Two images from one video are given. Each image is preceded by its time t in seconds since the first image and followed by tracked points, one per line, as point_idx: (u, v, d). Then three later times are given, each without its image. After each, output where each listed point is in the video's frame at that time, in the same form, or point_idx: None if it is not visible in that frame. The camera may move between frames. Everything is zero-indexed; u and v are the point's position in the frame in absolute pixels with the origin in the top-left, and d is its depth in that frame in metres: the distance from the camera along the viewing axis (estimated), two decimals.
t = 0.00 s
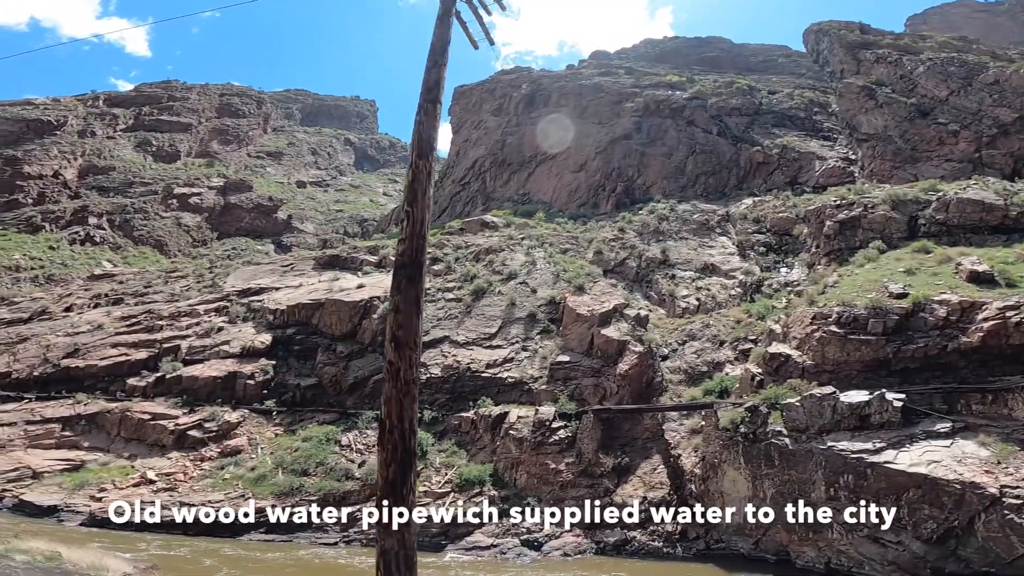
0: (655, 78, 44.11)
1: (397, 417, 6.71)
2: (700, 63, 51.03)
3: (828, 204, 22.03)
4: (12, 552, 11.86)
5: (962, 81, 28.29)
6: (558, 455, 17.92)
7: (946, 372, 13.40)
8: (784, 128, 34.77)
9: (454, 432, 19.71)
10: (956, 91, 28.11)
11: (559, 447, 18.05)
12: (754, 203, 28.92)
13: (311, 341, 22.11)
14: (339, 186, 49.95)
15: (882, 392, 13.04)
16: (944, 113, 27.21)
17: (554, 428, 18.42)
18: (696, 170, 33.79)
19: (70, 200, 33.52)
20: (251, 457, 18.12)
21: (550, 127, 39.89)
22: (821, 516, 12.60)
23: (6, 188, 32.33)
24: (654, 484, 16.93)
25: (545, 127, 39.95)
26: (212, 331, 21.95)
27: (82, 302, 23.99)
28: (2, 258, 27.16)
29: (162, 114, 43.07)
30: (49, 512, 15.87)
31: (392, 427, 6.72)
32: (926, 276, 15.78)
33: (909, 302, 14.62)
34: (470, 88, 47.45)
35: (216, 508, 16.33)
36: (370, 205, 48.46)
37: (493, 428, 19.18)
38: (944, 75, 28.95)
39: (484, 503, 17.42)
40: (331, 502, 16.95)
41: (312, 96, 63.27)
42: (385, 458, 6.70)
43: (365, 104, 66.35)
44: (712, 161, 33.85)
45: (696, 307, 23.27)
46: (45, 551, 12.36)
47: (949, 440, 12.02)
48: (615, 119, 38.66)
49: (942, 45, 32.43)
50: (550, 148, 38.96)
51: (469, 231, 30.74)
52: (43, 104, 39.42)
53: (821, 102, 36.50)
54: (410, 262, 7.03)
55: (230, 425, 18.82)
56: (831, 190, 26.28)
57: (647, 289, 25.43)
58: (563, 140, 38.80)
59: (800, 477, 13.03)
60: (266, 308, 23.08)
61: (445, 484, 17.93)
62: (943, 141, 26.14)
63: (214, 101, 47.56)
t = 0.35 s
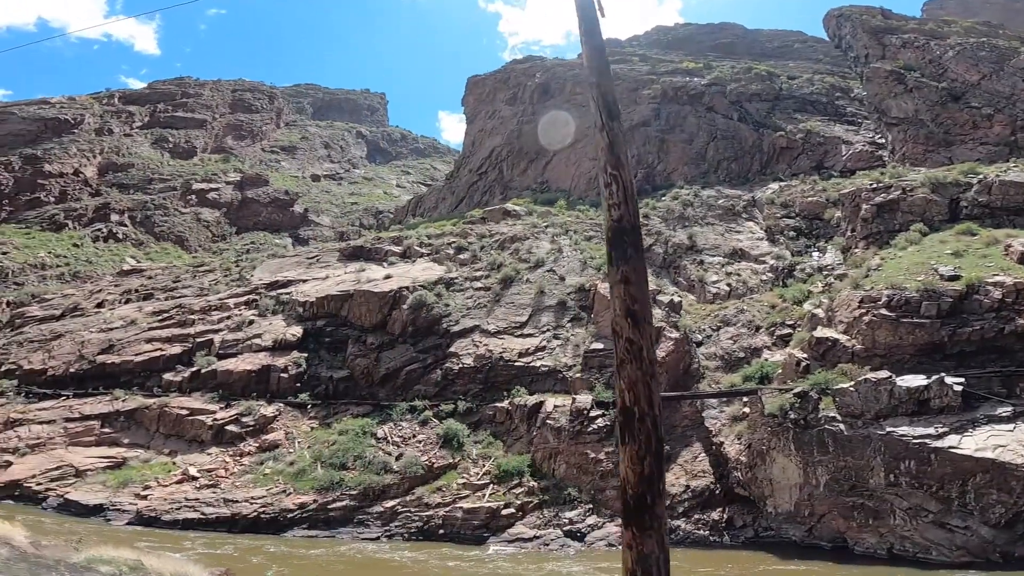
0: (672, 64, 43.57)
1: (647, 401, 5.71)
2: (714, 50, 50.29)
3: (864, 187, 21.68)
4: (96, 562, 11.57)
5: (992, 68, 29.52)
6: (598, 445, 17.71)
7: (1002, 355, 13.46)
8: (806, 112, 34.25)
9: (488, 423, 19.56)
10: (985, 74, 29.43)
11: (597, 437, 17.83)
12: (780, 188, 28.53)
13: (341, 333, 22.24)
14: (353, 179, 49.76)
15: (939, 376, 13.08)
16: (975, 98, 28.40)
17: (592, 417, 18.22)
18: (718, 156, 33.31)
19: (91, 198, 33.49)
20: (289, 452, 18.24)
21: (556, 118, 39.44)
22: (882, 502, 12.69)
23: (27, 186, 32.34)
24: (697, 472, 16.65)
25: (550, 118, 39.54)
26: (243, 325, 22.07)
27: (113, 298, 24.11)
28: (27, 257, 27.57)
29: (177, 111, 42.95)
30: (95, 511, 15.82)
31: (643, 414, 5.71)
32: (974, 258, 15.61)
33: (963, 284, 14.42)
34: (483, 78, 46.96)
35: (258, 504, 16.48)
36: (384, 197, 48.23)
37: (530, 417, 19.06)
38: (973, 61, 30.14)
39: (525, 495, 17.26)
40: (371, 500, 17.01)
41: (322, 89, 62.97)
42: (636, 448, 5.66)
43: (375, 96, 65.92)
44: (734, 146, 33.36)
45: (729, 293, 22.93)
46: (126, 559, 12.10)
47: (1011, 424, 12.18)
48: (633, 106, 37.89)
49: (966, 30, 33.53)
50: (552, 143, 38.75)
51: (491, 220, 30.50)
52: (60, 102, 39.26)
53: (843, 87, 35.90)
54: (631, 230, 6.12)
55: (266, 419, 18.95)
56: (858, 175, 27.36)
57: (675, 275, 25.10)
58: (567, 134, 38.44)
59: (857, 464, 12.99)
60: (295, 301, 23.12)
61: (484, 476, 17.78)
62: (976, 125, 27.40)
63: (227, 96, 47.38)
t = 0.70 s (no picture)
0: (687, 62, 43.32)
1: (962, 382, 3.81)
2: (727, 48, 50.01)
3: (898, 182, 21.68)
4: None
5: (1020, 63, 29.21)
6: (635, 445, 17.44)
7: None
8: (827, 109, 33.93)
9: (521, 424, 19.32)
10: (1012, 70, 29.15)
11: (635, 437, 17.56)
12: (804, 186, 28.30)
13: (368, 335, 22.07)
14: (366, 182, 49.70)
15: (997, 371, 12.89)
16: (1007, 96, 27.99)
17: (629, 417, 17.96)
18: (738, 154, 33.06)
19: (111, 204, 33.58)
20: (322, 456, 18.10)
21: (557, 117, 39.95)
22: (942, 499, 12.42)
23: (48, 192, 32.36)
24: (739, 472, 16.35)
25: (551, 117, 40.12)
26: (271, 328, 21.93)
27: (141, 302, 24.14)
28: (52, 261, 27.84)
29: (192, 116, 42.92)
30: (133, 518, 15.65)
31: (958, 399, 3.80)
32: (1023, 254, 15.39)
33: (1015, 280, 14.33)
34: (495, 79, 46.82)
35: (296, 509, 16.29)
36: (397, 200, 48.12)
37: (563, 419, 18.80)
38: (998, 57, 29.91)
39: (562, 497, 16.94)
40: (407, 504, 16.77)
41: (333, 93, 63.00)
42: (958, 447, 3.74)
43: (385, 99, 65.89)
44: (755, 145, 33.13)
45: (760, 292, 22.53)
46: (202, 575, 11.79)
47: None
48: (650, 105, 37.74)
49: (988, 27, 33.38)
50: (548, 143, 39.33)
51: (511, 221, 30.34)
52: (77, 108, 39.19)
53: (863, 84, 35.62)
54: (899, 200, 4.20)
55: (298, 423, 18.83)
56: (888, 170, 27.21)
57: (702, 273, 24.70)
58: (564, 136, 39.07)
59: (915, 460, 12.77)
60: (321, 304, 22.97)
61: (520, 478, 17.53)
62: (1007, 121, 27.08)
63: (241, 100, 47.33)
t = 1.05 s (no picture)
0: (707, 61, 43.01)
1: None
2: (746, 47, 49.59)
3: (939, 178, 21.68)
4: None
5: None
6: (677, 446, 17.04)
7: None
8: (854, 107, 33.54)
9: (557, 426, 19.04)
10: None
11: (677, 438, 17.15)
12: (835, 184, 27.97)
13: (400, 337, 21.86)
14: (383, 185, 49.61)
15: None
16: None
17: (670, 418, 17.51)
18: (764, 152, 32.68)
19: (138, 208, 33.70)
20: (359, 459, 17.87)
21: (563, 117, 40.38)
22: (1009, 496, 13.19)
23: (76, 197, 32.42)
24: (786, 472, 15.95)
25: (556, 117, 40.54)
26: (303, 330, 21.78)
27: (173, 304, 24.17)
28: (81, 265, 28.07)
29: (213, 120, 42.97)
30: (175, 522, 15.56)
31: None
32: None
33: None
34: (512, 80, 46.63)
35: (336, 514, 16.02)
36: (414, 202, 47.98)
37: (601, 419, 18.46)
38: None
39: (604, 498, 16.59)
40: (446, 507, 16.45)
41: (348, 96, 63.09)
42: None
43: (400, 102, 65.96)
44: (781, 143, 32.78)
45: (797, 291, 22.11)
46: None
47: None
48: (672, 105, 37.37)
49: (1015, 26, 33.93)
50: (555, 143, 39.61)
51: (536, 221, 30.12)
52: (101, 112, 39.29)
53: (889, 81, 35.28)
54: None
55: (333, 425, 18.65)
56: (921, 168, 27.62)
57: (734, 272, 24.21)
58: (569, 136, 39.43)
59: (983, 459, 13.54)
60: (351, 305, 22.79)
61: (560, 480, 17.20)
62: None
63: (261, 104, 47.42)
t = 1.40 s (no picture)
0: (727, 66, 42.75)
1: None
2: (766, 51, 49.34)
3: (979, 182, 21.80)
4: None
5: None
6: (719, 452, 16.57)
7: None
8: (880, 111, 33.22)
9: (592, 432, 18.69)
10: None
11: (717, 444, 16.69)
12: (865, 189, 27.60)
13: (429, 342, 21.58)
14: (399, 192, 49.45)
15: None
16: None
17: (710, 424, 17.01)
18: (789, 157, 32.30)
19: (161, 213, 33.68)
20: (391, 465, 17.52)
21: (567, 121, 41.15)
22: None
23: (101, 202, 32.45)
24: (833, 479, 15.55)
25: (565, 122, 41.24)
26: (331, 335, 21.55)
27: (202, 309, 24.05)
28: (107, 269, 28.06)
29: (234, 126, 43.02)
30: (210, 529, 15.27)
31: None
32: None
33: None
34: (529, 87, 46.62)
35: (370, 521, 15.67)
36: (431, 209, 47.82)
37: (638, 425, 18.07)
38: None
39: (643, 506, 16.17)
40: (482, 515, 16.05)
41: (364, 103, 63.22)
42: None
43: (415, 109, 66.06)
44: (806, 147, 32.40)
45: (832, 296, 21.64)
46: None
47: None
48: (693, 109, 37.01)
49: None
50: (575, 148, 39.40)
51: (560, 226, 29.84)
52: (125, 118, 39.39)
53: (915, 85, 34.97)
54: None
55: (364, 431, 18.32)
56: (953, 172, 27.45)
57: (766, 277, 23.65)
58: (570, 140, 40.04)
59: None
60: (379, 310, 22.57)
61: (597, 487, 16.79)
62: None
63: (279, 110, 47.52)
